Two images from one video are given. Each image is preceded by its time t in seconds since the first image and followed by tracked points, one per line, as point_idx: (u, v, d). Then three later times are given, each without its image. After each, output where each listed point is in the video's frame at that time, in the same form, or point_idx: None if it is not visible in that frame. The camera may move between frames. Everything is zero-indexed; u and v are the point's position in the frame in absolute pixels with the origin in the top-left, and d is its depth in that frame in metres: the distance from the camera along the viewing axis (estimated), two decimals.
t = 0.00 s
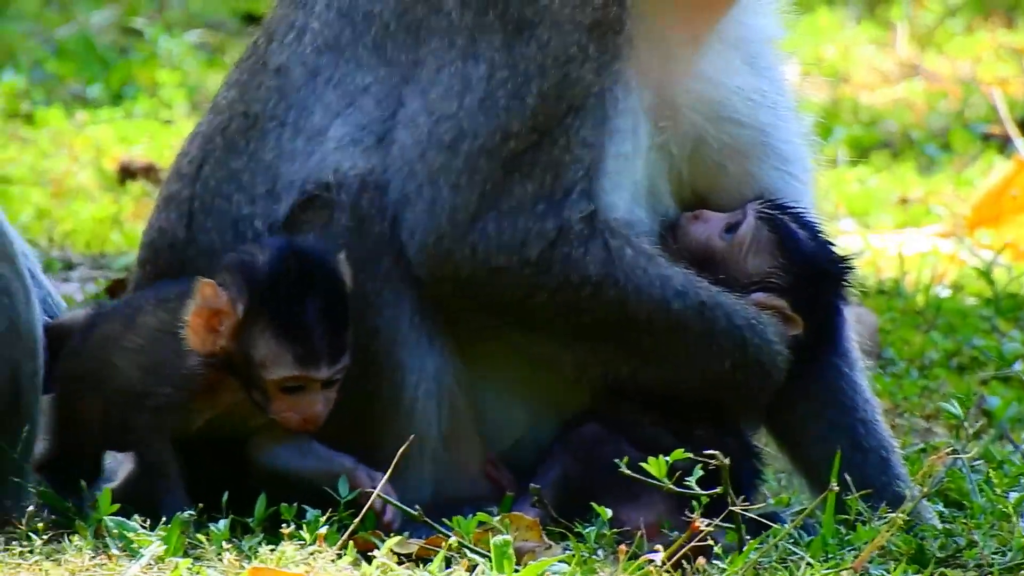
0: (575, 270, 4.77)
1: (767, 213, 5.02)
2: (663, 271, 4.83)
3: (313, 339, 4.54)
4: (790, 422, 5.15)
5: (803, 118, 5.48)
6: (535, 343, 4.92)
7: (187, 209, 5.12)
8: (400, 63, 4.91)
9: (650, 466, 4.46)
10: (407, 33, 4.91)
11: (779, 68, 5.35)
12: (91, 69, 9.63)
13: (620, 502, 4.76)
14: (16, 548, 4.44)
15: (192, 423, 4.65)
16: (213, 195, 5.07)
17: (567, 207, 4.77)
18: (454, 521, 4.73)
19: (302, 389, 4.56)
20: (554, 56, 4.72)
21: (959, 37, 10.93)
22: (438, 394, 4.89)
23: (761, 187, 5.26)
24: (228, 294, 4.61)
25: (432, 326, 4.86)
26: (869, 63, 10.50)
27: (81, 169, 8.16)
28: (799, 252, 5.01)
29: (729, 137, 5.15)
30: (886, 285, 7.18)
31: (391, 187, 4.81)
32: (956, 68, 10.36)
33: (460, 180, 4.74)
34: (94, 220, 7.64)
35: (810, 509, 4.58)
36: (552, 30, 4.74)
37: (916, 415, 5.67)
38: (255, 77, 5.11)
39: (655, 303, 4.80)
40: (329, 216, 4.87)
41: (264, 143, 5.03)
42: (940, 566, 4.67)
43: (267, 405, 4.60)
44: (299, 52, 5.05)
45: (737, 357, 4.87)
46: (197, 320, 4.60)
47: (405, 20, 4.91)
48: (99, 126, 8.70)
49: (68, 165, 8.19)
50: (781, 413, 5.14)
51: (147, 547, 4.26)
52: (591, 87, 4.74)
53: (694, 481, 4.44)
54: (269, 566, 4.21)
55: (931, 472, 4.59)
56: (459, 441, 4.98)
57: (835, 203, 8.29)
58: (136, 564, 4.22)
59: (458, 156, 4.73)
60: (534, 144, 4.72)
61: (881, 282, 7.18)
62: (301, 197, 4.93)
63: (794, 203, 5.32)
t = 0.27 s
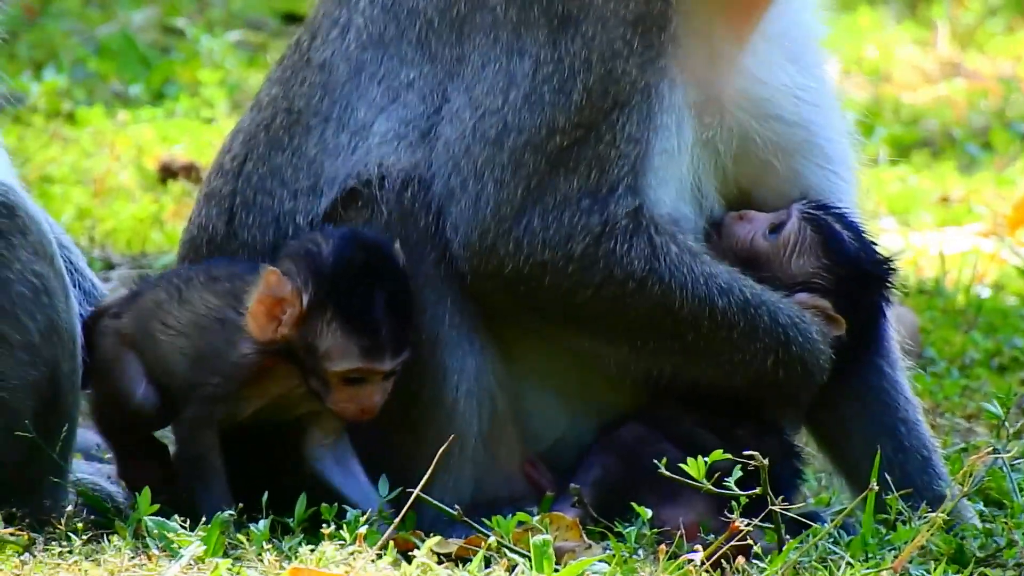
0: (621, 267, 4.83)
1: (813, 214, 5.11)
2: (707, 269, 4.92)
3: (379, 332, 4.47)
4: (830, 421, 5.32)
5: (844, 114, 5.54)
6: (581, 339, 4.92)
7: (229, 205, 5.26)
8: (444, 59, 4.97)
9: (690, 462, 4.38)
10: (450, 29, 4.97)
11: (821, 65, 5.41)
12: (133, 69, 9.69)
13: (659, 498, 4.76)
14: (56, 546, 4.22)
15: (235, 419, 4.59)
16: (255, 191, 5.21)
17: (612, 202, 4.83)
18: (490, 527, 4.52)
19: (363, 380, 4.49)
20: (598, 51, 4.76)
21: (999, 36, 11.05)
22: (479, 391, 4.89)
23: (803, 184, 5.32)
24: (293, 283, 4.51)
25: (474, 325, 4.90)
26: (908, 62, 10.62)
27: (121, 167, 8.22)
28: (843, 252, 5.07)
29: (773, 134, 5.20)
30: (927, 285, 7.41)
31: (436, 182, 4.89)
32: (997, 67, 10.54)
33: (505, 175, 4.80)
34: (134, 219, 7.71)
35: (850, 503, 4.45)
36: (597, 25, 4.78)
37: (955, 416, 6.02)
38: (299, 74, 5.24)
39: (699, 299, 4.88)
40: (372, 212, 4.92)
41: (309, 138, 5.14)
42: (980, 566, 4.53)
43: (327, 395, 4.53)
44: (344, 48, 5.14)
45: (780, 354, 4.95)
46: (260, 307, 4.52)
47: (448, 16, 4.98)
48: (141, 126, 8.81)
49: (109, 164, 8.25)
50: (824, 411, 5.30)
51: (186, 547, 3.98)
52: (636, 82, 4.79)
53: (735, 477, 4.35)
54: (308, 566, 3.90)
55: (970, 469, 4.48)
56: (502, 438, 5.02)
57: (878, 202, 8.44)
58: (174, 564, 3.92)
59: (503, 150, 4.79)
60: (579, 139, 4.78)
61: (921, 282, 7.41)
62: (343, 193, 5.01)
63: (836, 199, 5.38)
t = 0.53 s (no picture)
0: (617, 268, 4.83)
1: (815, 216, 5.12)
2: (703, 270, 4.92)
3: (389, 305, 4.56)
4: (827, 420, 5.34)
5: (841, 114, 5.55)
6: (578, 339, 4.92)
7: (224, 204, 5.28)
8: (439, 59, 4.97)
9: (683, 464, 4.39)
10: (446, 28, 4.97)
11: (819, 66, 5.43)
12: (130, 69, 9.69)
13: (654, 497, 4.76)
14: (52, 546, 4.22)
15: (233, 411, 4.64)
16: (250, 190, 5.23)
17: (608, 204, 4.82)
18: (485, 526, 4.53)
19: (369, 353, 4.58)
20: (593, 52, 4.76)
21: (997, 35, 11.06)
22: (474, 392, 4.91)
23: (799, 184, 5.33)
24: (306, 249, 4.60)
25: (470, 325, 4.90)
26: (906, 61, 10.62)
27: (118, 168, 8.23)
28: (840, 251, 5.10)
29: (772, 135, 5.20)
30: (923, 284, 7.42)
31: (431, 182, 4.92)
32: (994, 66, 10.54)
33: (501, 175, 4.78)
34: (131, 218, 7.72)
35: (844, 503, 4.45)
36: (590, 27, 4.78)
37: (951, 415, 6.03)
38: (296, 74, 5.26)
39: (695, 301, 4.88)
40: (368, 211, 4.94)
41: (305, 137, 5.16)
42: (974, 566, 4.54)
43: (328, 365, 4.61)
44: (340, 47, 5.15)
45: (775, 355, 4.95)
46: (271, 273, 4.61)
47: (444, 15, 4.98)
48: (138, 126, 8.82)
49: (106, 165, 8.26)
50: (820, 411, 5.34)
51: (182, 546, 3.99)
52: (631, 83, 4.78)
53: (728, 478, 4.36)
54: (303, 565, 3.90)
55: (963, 468, 4.50)
56: (497, 438, 5.01)
57: (875, 203, 8.44)
58: (170, 563, 3.93)
59: (500, 151, 4.78)
60: (574, 140, 4.77)
61: (917, 282, 7.42)
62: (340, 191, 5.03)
63: (833, 200, 5.40)
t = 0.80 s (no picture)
0: (604, 267, 4.84)
1: (805, 214, 5.13)
2: (690, 269, 4.92)
3: (368, 312, 4.58)
4: (816, 416, 5.35)
5: (829, 111, 5.55)
6: (566, 336, 4.93)
7: (213, 199, 5.26)
8: (426, 57, 4.99)
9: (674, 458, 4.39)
10: (433, 27, 5.00)
11: (806, 62, 5.43)
12: (118, 64, 9.67)
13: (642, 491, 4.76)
14: (41, 539, 4.21)
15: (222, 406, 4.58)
16: (239, 186, 5.23)
17: (594, 203, 4.84)
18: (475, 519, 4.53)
19: (350, 361, 4.57)
20: (579, 51, 4.79)
21: (984, 31, 11.08)
22: (464, 384, 4.88)
23: (788, 182, 5.33)
24: (286, 259, 4.61)
25: (460, 320, 4.89)
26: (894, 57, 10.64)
27: (106, 162, 8.22)
28: (829, 250, 5.10)
29: (758, 132, 5.20)
30: (912, 279, 7.44)
31: (419, 180, 4.91)
32: (983, 62, 10.56)
33: (487, 175, 4.81)
34: (120, 212, 7.71)
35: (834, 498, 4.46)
36: (576, 25, 4.81)
37: (940, 410, 6.04)
38: (284, 70, 5.26)
39: (681, 300, 4.88)
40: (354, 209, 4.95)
41: (293, 135, 5.15)
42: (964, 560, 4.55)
43: (308, 375, 4.58)
44: (327, 44, 5.17)
45: (763, 352, 4.94)
46: (250, 283, 4.61)
47: (432, 13, 5.01)
48: (126, 120, 8.81)
49: (94, 158, 8.24)
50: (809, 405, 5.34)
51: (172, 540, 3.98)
52: (616, 82, 4.81)
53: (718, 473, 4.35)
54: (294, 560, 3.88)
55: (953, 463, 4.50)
56: (486, 433, 5.00)
57: (863, 198, 8.45)
58: (159, 557, 3.92)
59: (486, 150, 4.80)
60: (560, 139, 4.79)
61: (905, 277, 7.43)
62: (329, 188, 5.02)
63: (820, 197, 5.40)
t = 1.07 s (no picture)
0: (607, 259, 4.84)
1: (805, 208, 5.13)
2: (693, 262, 4.91)
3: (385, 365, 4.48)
4: (817, 411, 5.35)
5: (832, 104, 5.55)
6: (569, 331, 4.94)
7: (217, 193, 5.26)
8: (429, 49, 5.01)
9: (677, 452, 4.38)
10: (435, 18, 5.02)
11: (809, 55, 5.43)
12: (120, 58, 9.67)
13: (645, 486, 4.75)
14: (44, 535, 4.20)
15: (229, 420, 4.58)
16: (242, 179, 5.20)
17: (598, 196, 4.84)
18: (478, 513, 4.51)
19: (369, 417, 4.47)
20: (582, 43, 4.81)
21: (987, 25, 11.07)
22: (467, 379, 4.87)
23: (792, 175, 5.33)
24: (301, 317, 4.52)
25: (463, 314, 4.89)
26: (896, 51, 10.63)
27: (109, 156, 8.22)
28: (831, 245, 5.10)
29: (762, 125, 5.21)
30: (914, 273, 7.43)
31: (423, 173, 4.88)
32: (985, 56, 10.56)
33: (491, 168, 4.81)
34: (122, 207, 7.71)
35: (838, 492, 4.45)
36: (579, 19, 4.83)
37: (942, 404, 6.04)
38: (288, 62, 5.25)
39: (685, 293, 4.88)
40: (359, 200, 4.85)
41: (296, 125, 5.14)
42: (967, 555, 4.54)
43: (331, 434, 4.52)
44: (331, 35, 5.17)
45: (766, 347, 4.94)
46: (266, 344, 4.55)
47: (434, 5, 5.03)
48: (129, 115, 8.80)
49: (96, 153, 8.24)
50: (812, 401, 5.34)
51: (175, 535, 3.97)
52: (620, 74, 4.81)
53: (723, 467, 4.34)
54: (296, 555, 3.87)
55: (957, 457, 4.49)
56: (490, 429, 4.98)
57: (865, 193, 8.45)
58: (163, 553, 3.91)
59: (490, 142, 4.81)
60: (564, 132, 4.80)
61: (908, 271, 7.43)
62: (331, 181, 4.95)
63: (823, 190, 5.40)
